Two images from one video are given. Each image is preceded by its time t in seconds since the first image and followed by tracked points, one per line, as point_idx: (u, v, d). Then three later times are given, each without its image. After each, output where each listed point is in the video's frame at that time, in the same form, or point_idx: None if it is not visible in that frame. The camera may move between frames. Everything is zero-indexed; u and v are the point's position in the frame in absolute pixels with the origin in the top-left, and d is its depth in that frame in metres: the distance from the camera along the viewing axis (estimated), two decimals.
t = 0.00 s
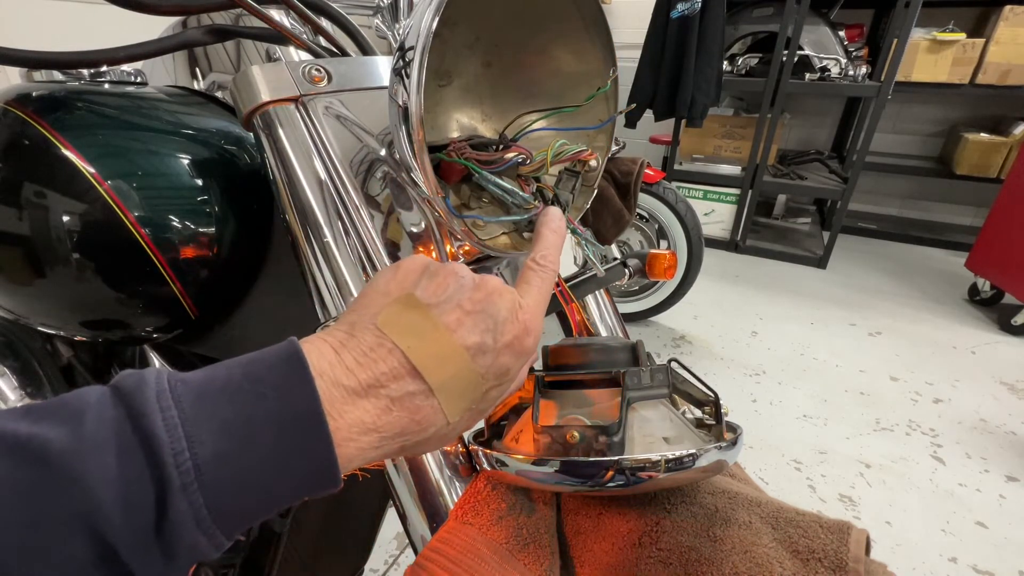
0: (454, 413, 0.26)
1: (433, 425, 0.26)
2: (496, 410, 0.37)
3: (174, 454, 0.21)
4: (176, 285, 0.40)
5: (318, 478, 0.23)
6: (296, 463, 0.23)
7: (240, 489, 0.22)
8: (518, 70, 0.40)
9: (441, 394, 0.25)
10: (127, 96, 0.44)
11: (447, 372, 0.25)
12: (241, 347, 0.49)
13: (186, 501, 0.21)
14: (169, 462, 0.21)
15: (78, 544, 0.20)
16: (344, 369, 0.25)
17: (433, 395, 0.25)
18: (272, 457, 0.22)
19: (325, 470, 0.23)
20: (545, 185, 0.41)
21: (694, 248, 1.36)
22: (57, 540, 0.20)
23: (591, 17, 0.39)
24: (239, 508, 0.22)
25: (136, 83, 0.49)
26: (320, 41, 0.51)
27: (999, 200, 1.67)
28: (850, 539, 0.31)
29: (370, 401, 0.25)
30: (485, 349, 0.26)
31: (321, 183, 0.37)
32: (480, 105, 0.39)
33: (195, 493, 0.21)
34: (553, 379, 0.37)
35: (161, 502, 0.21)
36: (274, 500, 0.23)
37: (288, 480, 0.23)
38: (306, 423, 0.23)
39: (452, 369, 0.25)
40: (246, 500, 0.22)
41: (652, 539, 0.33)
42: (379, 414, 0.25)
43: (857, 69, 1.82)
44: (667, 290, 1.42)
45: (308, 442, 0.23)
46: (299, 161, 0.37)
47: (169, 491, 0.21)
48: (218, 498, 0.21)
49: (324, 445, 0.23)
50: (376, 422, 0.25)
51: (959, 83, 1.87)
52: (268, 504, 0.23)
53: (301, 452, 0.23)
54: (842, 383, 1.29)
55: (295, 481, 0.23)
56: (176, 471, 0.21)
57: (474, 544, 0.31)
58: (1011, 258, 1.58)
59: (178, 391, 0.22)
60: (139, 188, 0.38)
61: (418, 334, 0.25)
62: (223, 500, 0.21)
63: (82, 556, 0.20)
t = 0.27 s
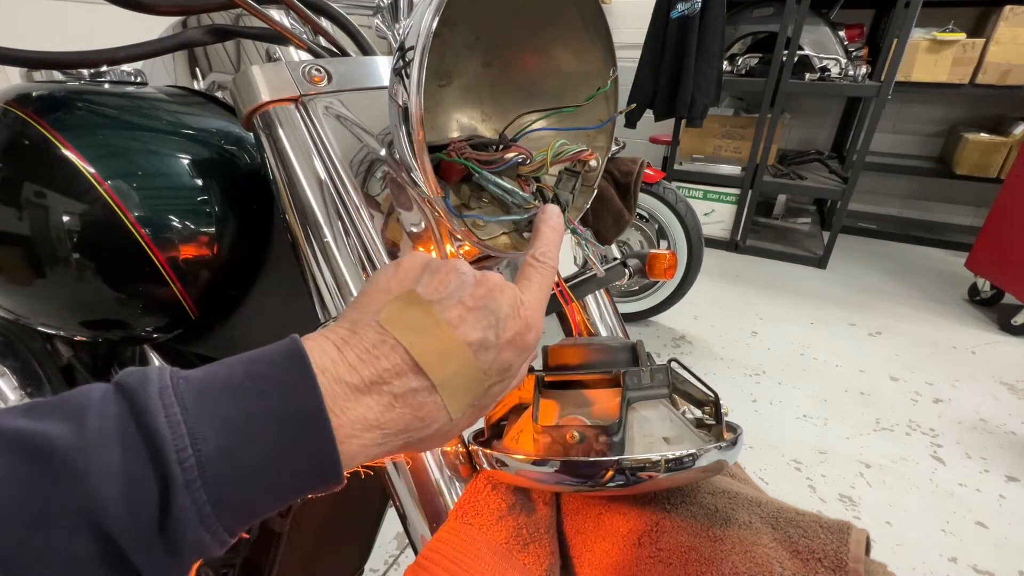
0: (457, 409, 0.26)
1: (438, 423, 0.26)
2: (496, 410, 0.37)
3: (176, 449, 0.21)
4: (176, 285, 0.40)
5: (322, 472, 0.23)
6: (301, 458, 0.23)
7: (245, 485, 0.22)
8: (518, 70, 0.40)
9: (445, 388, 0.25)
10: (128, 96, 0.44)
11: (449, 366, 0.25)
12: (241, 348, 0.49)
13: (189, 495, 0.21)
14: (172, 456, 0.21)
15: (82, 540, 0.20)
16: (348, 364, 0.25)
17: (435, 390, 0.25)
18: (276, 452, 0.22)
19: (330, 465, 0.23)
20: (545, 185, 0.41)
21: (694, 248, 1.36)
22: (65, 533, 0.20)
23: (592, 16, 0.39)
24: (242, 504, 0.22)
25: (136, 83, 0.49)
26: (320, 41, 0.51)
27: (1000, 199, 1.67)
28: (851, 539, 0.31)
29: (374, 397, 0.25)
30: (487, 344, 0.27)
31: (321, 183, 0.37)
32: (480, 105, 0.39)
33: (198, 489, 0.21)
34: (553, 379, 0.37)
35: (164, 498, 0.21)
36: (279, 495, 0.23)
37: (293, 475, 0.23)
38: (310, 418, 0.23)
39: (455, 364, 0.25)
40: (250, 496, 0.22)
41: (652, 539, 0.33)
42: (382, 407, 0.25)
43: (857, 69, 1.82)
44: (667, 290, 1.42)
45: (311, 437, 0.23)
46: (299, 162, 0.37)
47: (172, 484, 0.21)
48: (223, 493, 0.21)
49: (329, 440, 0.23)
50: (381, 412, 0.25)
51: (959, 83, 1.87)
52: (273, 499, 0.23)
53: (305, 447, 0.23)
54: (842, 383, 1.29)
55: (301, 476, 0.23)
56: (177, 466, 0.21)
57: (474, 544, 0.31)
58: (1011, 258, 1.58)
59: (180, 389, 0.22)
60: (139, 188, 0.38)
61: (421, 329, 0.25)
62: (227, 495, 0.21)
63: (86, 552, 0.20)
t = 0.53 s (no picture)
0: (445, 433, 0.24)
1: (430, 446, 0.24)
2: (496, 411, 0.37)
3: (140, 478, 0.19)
4: (176, 284, 0.40)
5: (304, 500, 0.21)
6: (278, 485, 0.21)
7: (217, 514, 0.20)
8: (518, 70, 0.40)
9: (433, 411, 0.23)
10: (128, 96, 0.44)
11: (437, 388, 0.23)
12: (241, 348, 0.49)
13: (152, 528, 0.19)
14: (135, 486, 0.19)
15: None
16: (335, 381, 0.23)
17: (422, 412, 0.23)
18: (250, 480, 0.20)
19: (311, 493, 0.21)
20: (545, 184, 0.41)
21: (694, 248, 1.36)
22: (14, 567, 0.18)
23: (592, 16, 0.39)
24: (214, 534, 0.20)
25: (136, 83, 0.49)
26: (320, 41, 0.51)
27: (1000, 199, 1.67)
28: (850, 539, 0.31)
29: (357, 419, 0.23)
30: (479, 363, 0.25)
31: (321, 183, 0.37)
32: (480, 105, 0.39)
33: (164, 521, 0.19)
34: (553, 379, 0.37)
35: (126, 530, 0.19)
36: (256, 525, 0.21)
37: (270, 504, 0.21)
38: (288, 443, 0.21)
39: (444, 386, 0.23)
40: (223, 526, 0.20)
41: (652, 539, 0.33)
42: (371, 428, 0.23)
43: (857, 69, 1.82)
44: (667, 290, 1.42)
45: (289, 464, 0.21)
46: (299, 162, 0.37)
47: (134, 517, 0.19)
48: (193, 523, 0.20)
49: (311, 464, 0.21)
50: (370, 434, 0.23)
51: (959, 83, 1.87)
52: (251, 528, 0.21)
53: (283, 475, 0.21)
54: (842, 383, 1.29)
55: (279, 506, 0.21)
56: (140, 497, 0.19)
57: (474, 544, 0.31)
58: (1011, 258, 1.58)
59: (149, 410, 0.20)
60: (139, 188, 0.38)
61: (408, 348, 0.23)
62: (197, 525, 0.20)
63: None
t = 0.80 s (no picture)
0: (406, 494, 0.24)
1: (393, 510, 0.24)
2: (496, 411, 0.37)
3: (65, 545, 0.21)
4: (176, 284, 0.40)
5: None
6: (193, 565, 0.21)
7: None
8: (518, 70, 0.40)
9: (389, 475, 0.23)
10: (128, 96, 0.44)
11: (397, 451, 0.23)
12: (240, 348, 0.48)
13: None
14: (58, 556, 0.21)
15: None
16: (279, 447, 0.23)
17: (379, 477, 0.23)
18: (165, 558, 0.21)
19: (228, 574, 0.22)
20: (545, 185, 0.41)
21: (694, 248, 1.36)
22: None
23: (592, 15, 0.39)
24: None
25: (136, 83, 0.49)
26: (320, 41, 0.51)
27: (1000, 199, 1.67)
28: (851, 539, 0.31)
29: (299, 487, 0.23)
30: (447, 416, 0.24)
31: (321, 183, 0.37)
32: (479, 105, 0.39)
33: None
34: (553, 379, 0.37)
35: None
36: None
37: None
38: (205, 520, 0.21)
39: (404, 449, 0.23)
40: None
41: (652, 540, 0.32)
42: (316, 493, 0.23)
43: (857, 69, 1.82)
44: (667, 290, 1.42)
45: (204, 545, 0.21)
46: (299, 161, 0.37)
47: None
48: None
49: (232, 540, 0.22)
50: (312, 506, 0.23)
51: (959, 83, 1.87)
52: None
53: (197, 555, 0.21)
54: (842, 383, 1.29)
55: None
56: (58, 571, 0.20)
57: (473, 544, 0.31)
58: (1011, 258, 1.58)
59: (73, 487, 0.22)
60: (139, 188, 0.38)
61: (365, 406, 0.23)
62: None
63: None
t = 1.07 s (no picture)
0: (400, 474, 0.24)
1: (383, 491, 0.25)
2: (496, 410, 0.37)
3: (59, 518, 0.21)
4: (176, 285, 0.40)
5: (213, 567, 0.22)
6: (182, 552, 0.22)
7: (122, 573, 0.21)
8: (519, 70, 0.40)
9: (379, 454, 0.24)
10: (127, 96, 0.44)
11: (387, 428, 0.24)
12: (241, 349, 0.49)
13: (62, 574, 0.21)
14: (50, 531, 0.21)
15: None
16: (274, 430, 0.24)
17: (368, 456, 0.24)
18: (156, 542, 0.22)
19: (218, 561, 0.22)
20: (545, 184, 0.41)
21: (694, 248, 1.36)
22: None
23: (592, 15, 0.39)
24: None
25: (136, 83, 0.49)
26: (320, 41, 0.51)
27: (1000, 199, 1.67)
28: (851, 539, 0.31)
29: (291, 466, 0.24)
30: (438, 397, 0.25)
31: (321, 183, 0.37)
32: (480, 105, 0.39)
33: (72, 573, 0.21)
34: (553, 379, 0.37)
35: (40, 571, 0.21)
36: None
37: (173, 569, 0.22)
38: (198, 506, 0.22)
39: (394, 426, 0.24)
40: None
41: (652, 540, 0.32)
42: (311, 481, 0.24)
43: (857, 69, 1.82)
44: (667, 289, 1.42)
45: (194, 529, 0.22)
46: (299, 161, 0.37)
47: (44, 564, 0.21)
48: None
49: (225, 529, 0.22)
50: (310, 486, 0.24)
51: (959, 83, 1.87)
52: None
53: (188, 541, 0.22)
54: (842, 383, 1.29)
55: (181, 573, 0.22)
56: (45, 548, 0.20)
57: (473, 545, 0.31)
58: (1011, 258, 1.58)
59: (62, 466, 0.22)
60: (138, 188, 0.38)
61: (355, 385, 0.24)
62: None
63: None
